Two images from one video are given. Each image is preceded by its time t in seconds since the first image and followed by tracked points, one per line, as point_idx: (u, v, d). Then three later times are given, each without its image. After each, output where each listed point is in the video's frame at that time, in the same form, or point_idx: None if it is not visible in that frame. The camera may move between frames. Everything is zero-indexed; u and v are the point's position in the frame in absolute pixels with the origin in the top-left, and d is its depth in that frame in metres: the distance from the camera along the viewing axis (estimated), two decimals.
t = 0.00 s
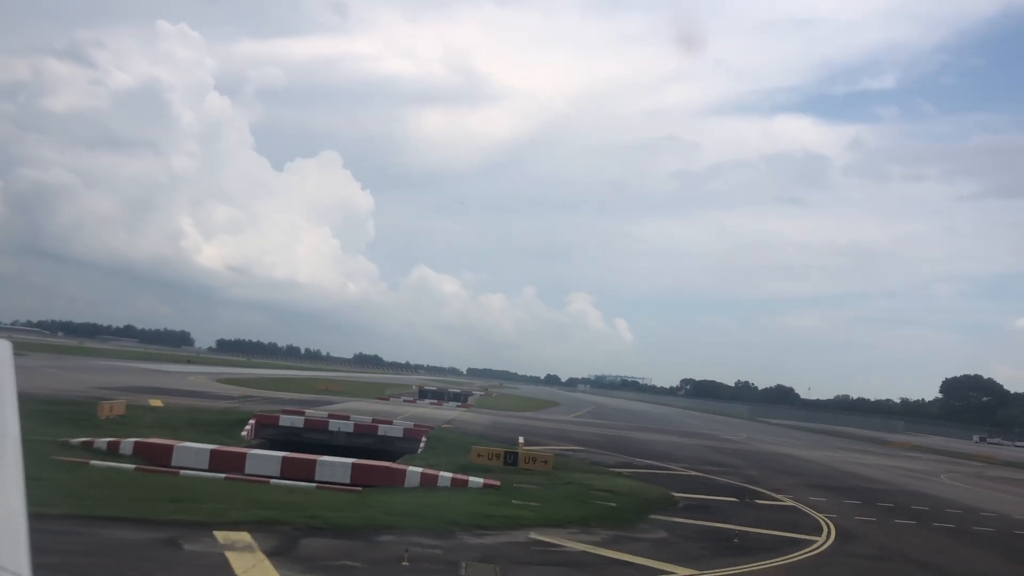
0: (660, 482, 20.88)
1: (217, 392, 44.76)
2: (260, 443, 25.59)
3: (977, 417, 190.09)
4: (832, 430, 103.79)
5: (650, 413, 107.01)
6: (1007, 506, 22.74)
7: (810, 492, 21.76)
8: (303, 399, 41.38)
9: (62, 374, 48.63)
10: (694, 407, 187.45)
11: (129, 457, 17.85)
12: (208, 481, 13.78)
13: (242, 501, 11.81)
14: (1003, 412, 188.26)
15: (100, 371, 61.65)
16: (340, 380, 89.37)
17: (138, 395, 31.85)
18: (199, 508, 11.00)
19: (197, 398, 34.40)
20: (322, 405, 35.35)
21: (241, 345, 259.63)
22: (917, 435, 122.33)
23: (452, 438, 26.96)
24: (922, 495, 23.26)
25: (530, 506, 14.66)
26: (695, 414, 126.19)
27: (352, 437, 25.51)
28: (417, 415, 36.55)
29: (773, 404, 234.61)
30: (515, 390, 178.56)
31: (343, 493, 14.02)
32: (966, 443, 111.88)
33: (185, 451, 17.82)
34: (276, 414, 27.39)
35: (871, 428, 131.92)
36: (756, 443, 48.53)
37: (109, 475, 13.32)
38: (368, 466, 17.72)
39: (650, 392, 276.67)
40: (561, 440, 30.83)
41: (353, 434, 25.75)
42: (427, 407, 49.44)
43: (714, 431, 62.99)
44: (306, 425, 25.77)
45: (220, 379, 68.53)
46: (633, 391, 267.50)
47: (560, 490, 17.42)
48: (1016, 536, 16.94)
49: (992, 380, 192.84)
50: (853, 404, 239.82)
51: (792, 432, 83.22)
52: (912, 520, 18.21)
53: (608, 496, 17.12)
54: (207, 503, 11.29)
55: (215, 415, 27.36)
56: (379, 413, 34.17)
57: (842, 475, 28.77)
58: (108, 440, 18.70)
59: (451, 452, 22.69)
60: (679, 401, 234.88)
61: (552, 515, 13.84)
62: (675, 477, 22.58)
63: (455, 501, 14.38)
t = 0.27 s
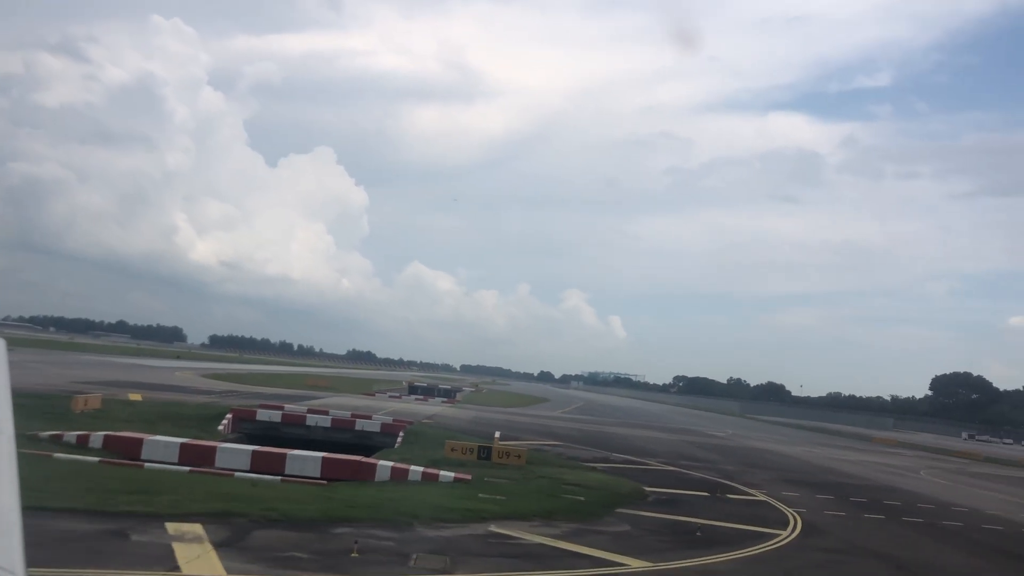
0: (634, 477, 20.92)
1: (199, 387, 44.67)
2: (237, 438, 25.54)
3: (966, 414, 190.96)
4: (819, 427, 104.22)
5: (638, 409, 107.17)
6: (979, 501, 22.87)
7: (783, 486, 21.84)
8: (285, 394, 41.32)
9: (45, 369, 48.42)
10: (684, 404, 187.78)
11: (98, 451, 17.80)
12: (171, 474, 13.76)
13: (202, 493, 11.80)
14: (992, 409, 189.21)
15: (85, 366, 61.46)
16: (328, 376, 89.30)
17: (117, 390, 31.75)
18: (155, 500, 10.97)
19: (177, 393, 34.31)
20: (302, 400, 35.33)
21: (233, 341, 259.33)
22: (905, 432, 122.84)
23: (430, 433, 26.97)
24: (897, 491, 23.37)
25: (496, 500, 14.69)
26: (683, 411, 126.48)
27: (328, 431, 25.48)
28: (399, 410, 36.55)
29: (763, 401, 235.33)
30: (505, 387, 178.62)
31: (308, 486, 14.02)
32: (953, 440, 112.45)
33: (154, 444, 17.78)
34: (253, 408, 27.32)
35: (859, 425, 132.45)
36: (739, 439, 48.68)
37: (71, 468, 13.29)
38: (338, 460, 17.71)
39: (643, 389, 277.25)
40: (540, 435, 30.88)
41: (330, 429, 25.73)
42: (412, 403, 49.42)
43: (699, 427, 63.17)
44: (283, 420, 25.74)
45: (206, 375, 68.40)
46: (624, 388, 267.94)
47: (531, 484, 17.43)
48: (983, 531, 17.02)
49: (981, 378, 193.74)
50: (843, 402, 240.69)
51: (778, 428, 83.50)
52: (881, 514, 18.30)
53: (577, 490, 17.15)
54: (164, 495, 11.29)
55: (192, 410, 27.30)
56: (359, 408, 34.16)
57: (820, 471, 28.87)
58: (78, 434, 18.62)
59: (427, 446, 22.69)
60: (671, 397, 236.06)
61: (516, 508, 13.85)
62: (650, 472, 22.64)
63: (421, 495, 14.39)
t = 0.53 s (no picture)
0: (615, 473, 20.93)
1: (188, 384, 44.63)
2: (221, 434, 25.52)
3: (959, 412, 191.47)
4: (812, 425, 104.40)
5: (632, 407, 107.24)
6: (961, 497, 22.93)
7: (764, 483, 21.88)
8: (274, 390, 41.29)
9: (33, 365, 48.32)
10: (679, 401, 187.89)
11: (76, 446, 17.78)
12: (145, 468, 13.76)
13: (172, 487, 11.79)
14: (985, 408, 189.79)
15: (76, 362, 61.36)
16: (321, 373, 89.25)
17: (103, 386, 31.71)
18: (122, 494, 10.96)
19: (164, 389, 34.27)
20: (290, 397, 35.29)
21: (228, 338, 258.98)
22: (898, 430, 123.11)
23: (415, 429, 26.96)
24: (879, 487, 23.40)
25: (472, 495, 14.69)
26: (677, 408, 126.61)
27: (312, 428, 25.48)
28: (387, 407, 36.56)
29: (757, 399, 235.59)
30: (500, 384, 178.66)
31: (282, 482, 14.01)
32: (946, 438, 112.75)
33: (133, 440, 17.76)
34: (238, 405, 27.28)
35: (853, 423, 132.63)
36: (728, 436, 48.74)
37: (43, 463, 13.27)
38: (317, 456, 17.70)
39: (638, 387, 277.41)
40: (526, 432, 30.90)
41: (314, 425, 25.71)
42: (402, 400, 49.42)
43: (691, 425, 63.23)
44: (268, 416, 25.70)
45: (198, 372, 68.31)
46: (619, 386, 268.03)
47: (509, 480, 17.42)
48: (961, 527, 17.04)
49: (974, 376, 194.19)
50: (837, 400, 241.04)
51: (771, 426, 83.59)
52: (859, 510, 18.35)
53: (556, 486, 17.15)
54: (133, 489, 11.28)
55: (176, 406, 27.26)
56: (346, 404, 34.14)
57: (805, 467, 28.92)
58: (57, 429, 18.59)
59: (409, 442, 22.68)
60: (665, 395, 236.20)
61: (491, 503, 13.86)
62: (632, 468, 22.68)
63: (396, 491, 14.39)
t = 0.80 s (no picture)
0: (595, 469, 20.95)
1: (176, 380, 44.60)
2: (204, 430, 25.52)
3: (953, 410, 191.97)
4: (804, 423, 104.62)
5: (625, 405, 107.41)
6: (941, 494, 23.00)
7: (743, 479, 21.91)
8: (261, 387, 41.28)
9: (21, 362, 48.23)
10: (673, 399, 188.07)
11: (53, 441, 17.76)
12: (117, 463, 13.74)
13: (139, 482, 11.77)
14: (978, 406, 190.23)
15: (66, 359, 61.26)
16: (313, 370, 89.26)
17: (88, 382, 31.68)
18: (87, 487, 10.94)
19: (150, 386, 34.23)
20: (276, 393, 35.28)
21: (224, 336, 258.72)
22: (890, 428, 123.40)
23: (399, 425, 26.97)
24: (859, 484, 23.47)
25: (445, 490, 14.69)
26: (670, 406, 126.81)
27: (295, 425, 25.64)
28: (374, 403, 36.56)
29: (752, 397, 235.88)
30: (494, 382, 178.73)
31: (254, 477, 13.99)
32: (938, 436, 113.11)
33: (110, 435, 17.74)
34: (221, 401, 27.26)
35: (845, 421, 132.86)
36: (717, 433, 48.84)
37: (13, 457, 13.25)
38: (294, 451, 17.69)
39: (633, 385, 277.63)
40: (511, 429, 30.92)
41: (297, 421, 25.83)
42: (391, 397, 49.44)
43: (680, 423, 63.32)
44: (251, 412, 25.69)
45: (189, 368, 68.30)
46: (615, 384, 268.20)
47: (486, 475, 17.42)
48: (935, 523, 17.10)
49: (968, 374, 194.64)
50: (831, 398, 241.49)
51: (761, 424, 83.79)
52: (836, 506, 18.39)
53: (532, 481, 17.16)
54: (99, 483, 11.26)
55: (160, 402, 27.24)
56: (333, 400, 34.13)
57: (788, 464, 28.98)
58: (34, 424, 18.56)
59: (390, 438, 22.69)
60: (660, 393, 236.40)
61: (462, 498, 13.86)
62: (613, 464, 22.71)
63: (369, 486, 14.39)
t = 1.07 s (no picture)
0: (574, 465, 20.92)
1: (166, 378, 44.58)
2: (186, 427, 25.48)
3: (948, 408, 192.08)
4: (799, 421, 104.72)
5: (619, 403, 107.47)
6: (922, 491, 23.00)
7: (724, 476, 21.91)
8: (250, 384, 41.23)
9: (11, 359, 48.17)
10: (669, 398, 188.13)
11: (28, 437, 17.75)
12: (87, 458, 13.74)
13: (103, 477, 11.77)
14: (974, 405, 190.47)
15: (58, 357, 61.21)
16: (307, 368, 89.22)
17: (73, 379, 31.65)
18: (49, 482, 10.95)
19: (136, 383, 34.19)
20: (263, 390, 35.26)
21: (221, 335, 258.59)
22: (885, 427, 123.57)
23: (382, 422, 26.96)
24: (840, 481, 23.48)
25: (416, 486, 14.70)
26: (665, 404, 126.91)
27: (278, 421, 25.54)
28: (362, 400, 36.56)
29: (748, 395, 236.05)
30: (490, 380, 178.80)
31: (224, 473, 13.99)
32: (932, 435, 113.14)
33: (85, 431, 17.74)
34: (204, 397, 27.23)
35: (840, 419, 133.00)
36: (707, 431, 48.88)
37: None
38: (270, 448, 17.68)
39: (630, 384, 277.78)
40: (497, 426, 30.92)
41: (280, 418, 25.75)
42: (382, 394, 49.45)
43: (672, 421, 63.29)
44: (234, 409, 25.66)
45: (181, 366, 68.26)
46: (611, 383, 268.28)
47: (462, 472, 17.43)
48: (910, 519, 17.10)
49: (963, 373, 194.88)
50: (827, 397, 241.72)
51: (755, 422, 83.74)
52: (812, 503, 18.39)
53: (507, 478, 17.14)
54: (62, 478, 11.27)
55: (143, 399, 27.22)
56: (319, 398, 34.12)
57: (773, 461, 28.98)
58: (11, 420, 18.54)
59: (371, 434, 22.67)
60: (656, 391, 236.55)
61: (432, 494, 13.87)
62: (594, 461, 22.72)
63: (340, 482, 14.39)
